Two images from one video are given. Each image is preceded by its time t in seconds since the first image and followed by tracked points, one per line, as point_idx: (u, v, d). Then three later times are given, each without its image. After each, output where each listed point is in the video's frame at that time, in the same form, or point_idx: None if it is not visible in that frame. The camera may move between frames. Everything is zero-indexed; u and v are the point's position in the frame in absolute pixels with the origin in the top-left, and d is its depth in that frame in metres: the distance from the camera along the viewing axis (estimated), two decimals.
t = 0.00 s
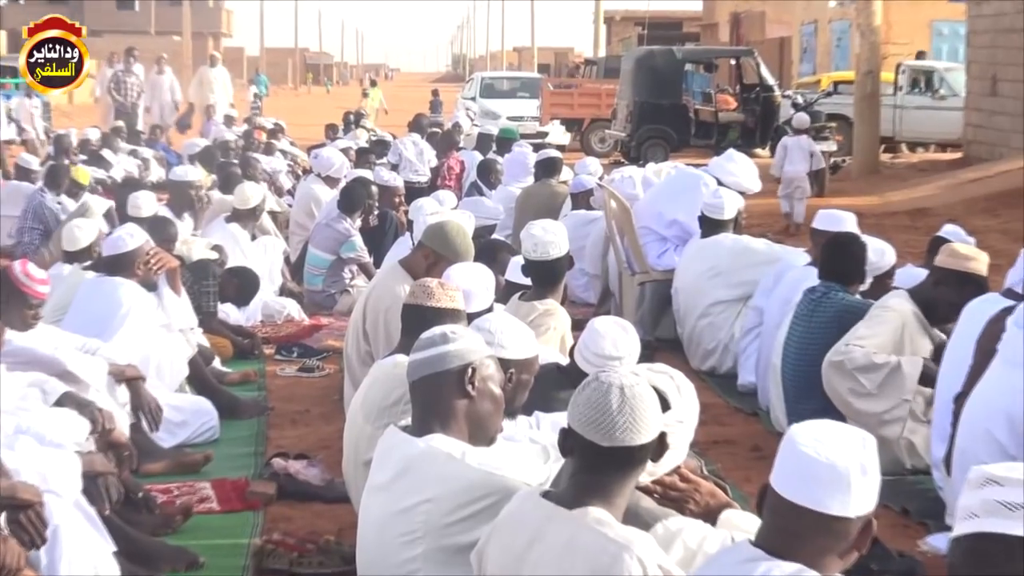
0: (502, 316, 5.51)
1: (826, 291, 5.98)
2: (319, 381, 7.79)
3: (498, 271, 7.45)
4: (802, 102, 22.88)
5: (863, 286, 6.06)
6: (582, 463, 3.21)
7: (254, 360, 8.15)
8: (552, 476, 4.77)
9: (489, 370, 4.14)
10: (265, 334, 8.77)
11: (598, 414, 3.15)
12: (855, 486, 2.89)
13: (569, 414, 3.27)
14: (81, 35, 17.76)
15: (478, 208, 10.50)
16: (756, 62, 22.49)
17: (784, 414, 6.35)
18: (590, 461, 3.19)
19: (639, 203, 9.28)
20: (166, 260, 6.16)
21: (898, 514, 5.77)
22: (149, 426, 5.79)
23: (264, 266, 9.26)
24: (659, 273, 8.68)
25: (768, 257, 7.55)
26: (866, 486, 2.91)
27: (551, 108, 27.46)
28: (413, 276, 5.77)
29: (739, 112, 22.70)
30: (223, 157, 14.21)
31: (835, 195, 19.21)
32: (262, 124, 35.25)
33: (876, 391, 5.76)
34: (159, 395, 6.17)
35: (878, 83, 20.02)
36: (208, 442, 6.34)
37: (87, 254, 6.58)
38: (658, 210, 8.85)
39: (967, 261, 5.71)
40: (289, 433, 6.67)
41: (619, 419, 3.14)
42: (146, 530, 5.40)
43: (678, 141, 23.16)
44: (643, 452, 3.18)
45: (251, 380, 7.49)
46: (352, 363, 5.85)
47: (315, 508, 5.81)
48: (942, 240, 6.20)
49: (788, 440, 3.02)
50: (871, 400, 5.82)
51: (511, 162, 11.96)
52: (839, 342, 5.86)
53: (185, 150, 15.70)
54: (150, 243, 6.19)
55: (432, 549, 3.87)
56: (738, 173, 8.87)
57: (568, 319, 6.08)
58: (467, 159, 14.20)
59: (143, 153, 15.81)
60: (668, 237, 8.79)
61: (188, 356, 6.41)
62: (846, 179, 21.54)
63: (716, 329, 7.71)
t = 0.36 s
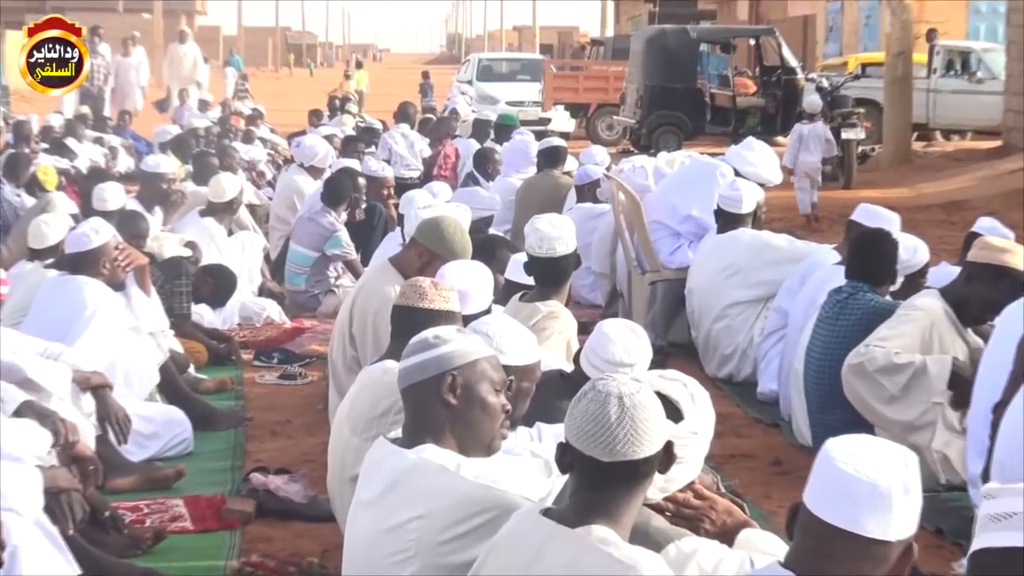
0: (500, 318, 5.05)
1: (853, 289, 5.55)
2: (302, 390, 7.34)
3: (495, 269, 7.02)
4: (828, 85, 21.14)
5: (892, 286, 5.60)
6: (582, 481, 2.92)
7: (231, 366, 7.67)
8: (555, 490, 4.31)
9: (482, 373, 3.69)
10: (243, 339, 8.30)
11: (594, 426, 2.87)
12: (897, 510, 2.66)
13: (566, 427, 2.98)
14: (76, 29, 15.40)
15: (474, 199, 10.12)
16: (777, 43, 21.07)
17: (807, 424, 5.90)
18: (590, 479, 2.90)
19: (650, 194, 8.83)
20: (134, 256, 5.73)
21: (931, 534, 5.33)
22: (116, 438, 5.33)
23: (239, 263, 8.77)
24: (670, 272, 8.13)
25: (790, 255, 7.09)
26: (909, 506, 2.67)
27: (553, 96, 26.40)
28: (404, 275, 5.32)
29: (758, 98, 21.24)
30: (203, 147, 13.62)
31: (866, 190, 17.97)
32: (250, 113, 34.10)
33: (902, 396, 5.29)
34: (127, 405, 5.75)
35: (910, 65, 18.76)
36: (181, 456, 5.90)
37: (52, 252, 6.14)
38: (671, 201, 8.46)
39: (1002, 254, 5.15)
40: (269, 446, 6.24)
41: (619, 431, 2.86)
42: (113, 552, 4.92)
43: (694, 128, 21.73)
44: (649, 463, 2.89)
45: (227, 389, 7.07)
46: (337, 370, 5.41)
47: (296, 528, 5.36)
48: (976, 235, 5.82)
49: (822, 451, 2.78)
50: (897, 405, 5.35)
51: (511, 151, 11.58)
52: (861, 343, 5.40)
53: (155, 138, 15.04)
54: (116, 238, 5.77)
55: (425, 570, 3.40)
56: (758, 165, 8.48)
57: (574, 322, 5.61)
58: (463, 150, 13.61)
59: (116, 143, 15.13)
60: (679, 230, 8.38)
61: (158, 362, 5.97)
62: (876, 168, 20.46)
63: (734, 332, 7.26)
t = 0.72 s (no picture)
0: (496, 319, 4.65)
1: (881, 289, 5.13)
2: (280, 398, 6.92)
3: (492, 267, 6.60)
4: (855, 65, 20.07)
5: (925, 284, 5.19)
6: (592, 497, 2.73)
7: (203, 374, 7.27)
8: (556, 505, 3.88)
9: (463, 382, 3.38)
10: (216, 342, 7.90)
11: (606, 441, 2.67)
12: (903, 515, 2.51)
13: (574, 439, 2.77)
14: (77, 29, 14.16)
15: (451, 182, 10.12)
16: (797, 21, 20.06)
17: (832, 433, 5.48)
18: (600, 496, 2.71)
19: (661, 185, 8.39)
20: (99, 253, 5.36)
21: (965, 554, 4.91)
22: (78, 451, 4.89)
23: (214, 261, 8.41)
24: (684, 270, 7.69)
25: (810, 251, 6.69)
26: (912, 503, 2.54)
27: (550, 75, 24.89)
28: (392, 273, 4.90)
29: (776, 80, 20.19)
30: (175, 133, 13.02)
31: (908, 182, 17.11)
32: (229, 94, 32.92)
33: (941, 398, 4.81)
34: (91, 415, 5.37)
35: (944, 42, 17.83)
36: (149, 470, 5.54)
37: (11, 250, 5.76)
38: (684, 191, 8.00)
39: None
40: (244, 459, 5.85)
41: (633, 447, 2.66)
42: (76, 575, 4.46)
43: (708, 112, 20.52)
44: (667, 482, 2.70)
45: (199, 398, 6.67)
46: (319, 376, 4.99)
47: (275, 548, 4.94)
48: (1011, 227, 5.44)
49: (814, 460, 2.62)
50: (937, 409, 4.86)
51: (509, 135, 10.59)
52: (892, 347, 4.96)
53: (119, 123, 14.35)
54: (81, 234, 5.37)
55: None
56: (776, 152, 8.15)
57: (580, 324, 5.17)
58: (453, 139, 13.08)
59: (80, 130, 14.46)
60: (693, 223, 7.92)
61: (124, 368, 5.57)
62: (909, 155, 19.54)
63: (753, 335, 6.85)
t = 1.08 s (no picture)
0: (498, 318, 4.27)
1: (920, 287, 4.77)
2: (262, 404, 6.55)
3: (493, 261, 6.23)
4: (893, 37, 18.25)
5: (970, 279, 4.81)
6: (607, 514, 2.45)
7: (178, 378, 6.90)
8: (564, 521, 3.44)
9: (455, 394, 3.15)
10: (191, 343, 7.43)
11: (626, 455, 2.40)
12: (890, 532, 2.59)
13: (588, 447, 2.48)
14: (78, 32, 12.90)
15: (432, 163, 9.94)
16: None
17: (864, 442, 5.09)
18: (617, 514, 2.43)
19: (680, 171, 7.95)
20: (71, 250, 5.14)
21: None
22: (42, 463, 4.50)
23: (189, 254, 8.02)
24: (704, 265, 7.24)
25: (838, 245, 6.31)
26: (901, 521, 2.61)
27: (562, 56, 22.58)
28: (385, 268, 4.53)
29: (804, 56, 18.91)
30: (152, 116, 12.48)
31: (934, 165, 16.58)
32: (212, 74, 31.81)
33: (987, 404, 4.45)
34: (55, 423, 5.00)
35: (988, 15, 17.06)
36: (118, 483, 5.17)
37: None
38: (707, 181, 7.59)
39: None
40: (223, 471, 5.50)
41: (657, 461, 2.39)
42: None
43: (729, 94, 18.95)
44: (692, 501, 2.44)
45: (172, 405, 6.33)
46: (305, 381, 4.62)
47: (254, 569, 4.55)
48: None
49: (796, 474, 2.71)
50: (982, 417, 4.49)
51: (512, 119, 9.99)
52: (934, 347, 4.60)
53: (87, 104, 13.71)
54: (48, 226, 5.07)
55: None
56: (806, 137, 7.31)
57: (591, 325, 4.77)
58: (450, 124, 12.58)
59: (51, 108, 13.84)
60: (719, 215, 7.50)
61: (94, 371, 5.18)
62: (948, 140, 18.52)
63: (778, 335, 6.46)
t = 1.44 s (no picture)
0: (492, 320, 3.87)
1: (958, 287, 4.40)
2: (237, 415, 6.15)
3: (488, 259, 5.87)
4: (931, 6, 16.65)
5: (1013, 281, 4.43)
6: (611, 538, 2.36)
7: (142, 387, 6.47)
8: (569, 544, 3.02)
9: (446, 407, 2.94)
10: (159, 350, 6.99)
11: (631, 475, 2.30)
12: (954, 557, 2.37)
13: (590, 465, 2.39)
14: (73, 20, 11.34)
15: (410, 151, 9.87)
16: None
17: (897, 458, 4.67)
18: (623, 538, 2.34)
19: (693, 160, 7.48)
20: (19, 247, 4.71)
21: None
22: None
23: (152, 250, 7.68)
24: (720, 262, 6.77)
25: (873, 240, 5.81)
26: (967, 546, 2.38)
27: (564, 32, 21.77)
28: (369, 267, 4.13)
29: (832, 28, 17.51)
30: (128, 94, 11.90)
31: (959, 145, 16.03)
32: (189, 49, 30.83)
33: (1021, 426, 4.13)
34: (5, 437, 4.63)
35: None
36: (74, 502, 4.88)
37: None
38: (725, 171, 7.14)
39: None
40: (190, 489, 5.21)
41: (665, 481, 2.29)
42: None
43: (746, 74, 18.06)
44: (704, 522, 2.36)
45: (135, 416, 5.94)
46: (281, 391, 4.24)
47: None
48: None
49: (855, 488, 2.52)
50: (1016, 439, 4.15)
51: (511, 100, 9.44)
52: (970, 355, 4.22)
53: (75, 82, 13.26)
54: None
55: None
56: (831, 120, 7.02)
57: (596, 329, 4.36)
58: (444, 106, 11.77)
59: (16, 80, 13.27)
60: (740, 209, 7.05)
61: (48, 380, 4.79)
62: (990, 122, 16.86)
63: (804, 339, 6.02)
